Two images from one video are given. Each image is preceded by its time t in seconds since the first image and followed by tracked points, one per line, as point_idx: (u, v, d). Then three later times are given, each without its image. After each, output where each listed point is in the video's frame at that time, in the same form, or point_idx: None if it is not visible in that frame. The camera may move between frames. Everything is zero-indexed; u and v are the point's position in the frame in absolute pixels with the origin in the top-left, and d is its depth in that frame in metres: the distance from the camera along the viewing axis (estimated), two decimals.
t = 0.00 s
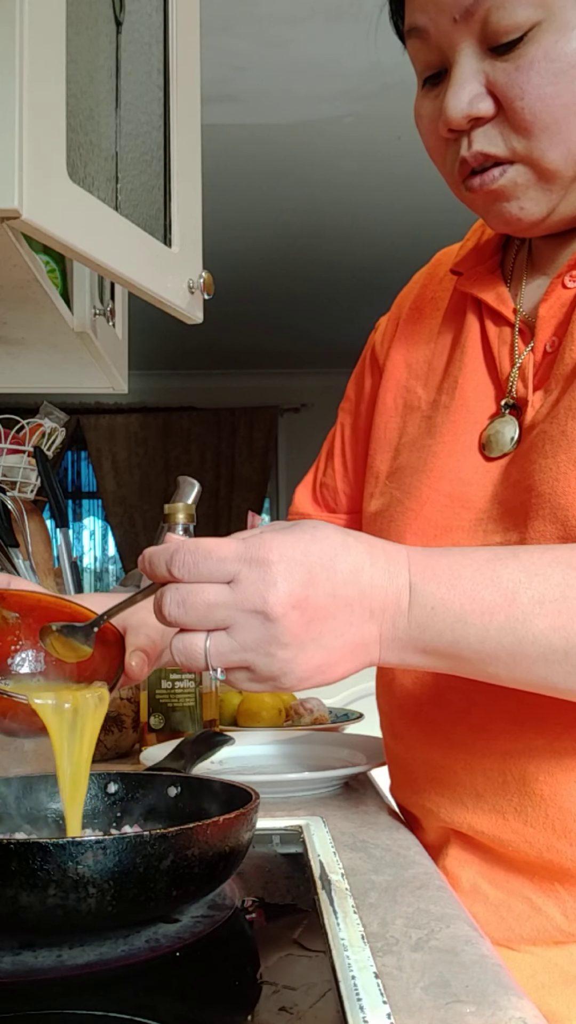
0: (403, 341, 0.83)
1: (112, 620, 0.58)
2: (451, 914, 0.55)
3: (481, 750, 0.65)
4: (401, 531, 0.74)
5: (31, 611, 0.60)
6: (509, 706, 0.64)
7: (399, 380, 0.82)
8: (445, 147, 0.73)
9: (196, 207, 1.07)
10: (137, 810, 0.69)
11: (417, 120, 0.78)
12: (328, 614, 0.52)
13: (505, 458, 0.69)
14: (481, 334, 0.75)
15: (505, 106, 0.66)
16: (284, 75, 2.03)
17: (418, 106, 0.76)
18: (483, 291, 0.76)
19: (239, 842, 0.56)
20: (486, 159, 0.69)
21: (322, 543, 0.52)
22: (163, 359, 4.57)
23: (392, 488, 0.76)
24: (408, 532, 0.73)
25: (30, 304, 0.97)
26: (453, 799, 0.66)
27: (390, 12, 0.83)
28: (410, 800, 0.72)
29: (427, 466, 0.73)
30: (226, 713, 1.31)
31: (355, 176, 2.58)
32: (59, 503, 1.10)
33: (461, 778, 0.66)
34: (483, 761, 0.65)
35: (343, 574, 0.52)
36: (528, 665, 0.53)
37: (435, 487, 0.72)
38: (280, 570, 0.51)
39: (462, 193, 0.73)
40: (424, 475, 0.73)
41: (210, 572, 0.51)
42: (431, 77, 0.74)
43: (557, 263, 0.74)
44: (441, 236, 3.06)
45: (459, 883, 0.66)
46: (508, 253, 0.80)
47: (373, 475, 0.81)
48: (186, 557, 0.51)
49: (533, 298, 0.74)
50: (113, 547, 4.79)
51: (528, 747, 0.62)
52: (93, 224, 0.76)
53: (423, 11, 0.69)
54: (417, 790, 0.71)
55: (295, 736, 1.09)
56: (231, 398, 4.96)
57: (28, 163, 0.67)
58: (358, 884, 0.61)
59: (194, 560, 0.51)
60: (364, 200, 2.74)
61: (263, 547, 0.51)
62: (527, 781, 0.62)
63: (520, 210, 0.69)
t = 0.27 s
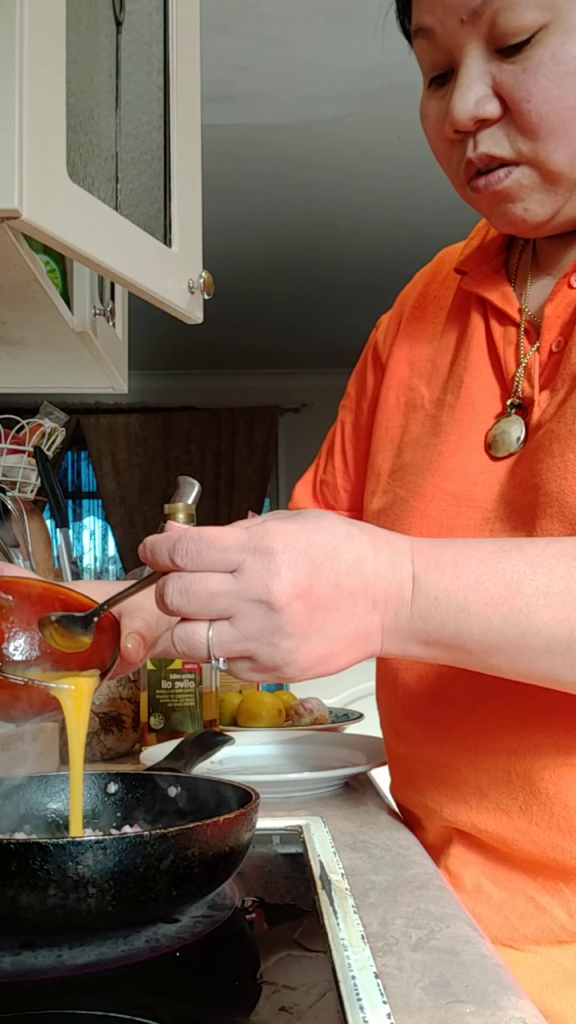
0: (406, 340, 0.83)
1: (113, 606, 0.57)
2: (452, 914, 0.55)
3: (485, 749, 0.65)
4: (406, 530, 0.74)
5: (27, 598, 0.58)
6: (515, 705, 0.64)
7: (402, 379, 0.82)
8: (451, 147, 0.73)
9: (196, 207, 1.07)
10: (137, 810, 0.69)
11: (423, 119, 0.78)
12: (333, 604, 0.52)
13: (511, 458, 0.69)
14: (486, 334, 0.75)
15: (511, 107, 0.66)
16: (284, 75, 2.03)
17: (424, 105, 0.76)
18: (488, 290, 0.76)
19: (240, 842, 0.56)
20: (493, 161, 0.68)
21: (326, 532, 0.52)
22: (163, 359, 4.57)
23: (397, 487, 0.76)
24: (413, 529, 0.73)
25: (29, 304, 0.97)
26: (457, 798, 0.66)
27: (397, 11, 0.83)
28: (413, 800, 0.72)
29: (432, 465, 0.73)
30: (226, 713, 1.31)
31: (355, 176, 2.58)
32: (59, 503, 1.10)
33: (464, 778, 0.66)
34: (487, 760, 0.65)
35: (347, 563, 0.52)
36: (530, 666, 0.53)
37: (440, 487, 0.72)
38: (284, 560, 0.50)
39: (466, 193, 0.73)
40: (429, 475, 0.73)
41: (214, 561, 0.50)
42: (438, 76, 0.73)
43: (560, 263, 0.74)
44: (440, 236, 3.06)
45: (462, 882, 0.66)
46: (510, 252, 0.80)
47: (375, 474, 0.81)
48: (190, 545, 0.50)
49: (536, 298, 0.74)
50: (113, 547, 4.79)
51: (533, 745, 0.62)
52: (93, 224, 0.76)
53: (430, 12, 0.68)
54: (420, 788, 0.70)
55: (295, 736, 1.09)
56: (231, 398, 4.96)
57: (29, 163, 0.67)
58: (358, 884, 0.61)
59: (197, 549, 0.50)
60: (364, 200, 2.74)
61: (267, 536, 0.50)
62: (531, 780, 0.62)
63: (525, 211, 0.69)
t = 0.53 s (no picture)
0: (405, 340, 0.83)
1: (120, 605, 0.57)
2: (452, 914, 0.55)
3: (486, 749, 0.65)
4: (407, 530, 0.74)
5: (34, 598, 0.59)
6: (516, 705, 0.64)
7: (401, 378, 0.82)
8: (451, 149, 0.73)
9: (196, 207, 1.07)
10: (137, 810, 0.69)
11: (423, 121, 0.78)
12: (341, 604, 0.52)
13: (513, 458, 0.69)
14: (487, 334, 0.75)
15: (511, 109, 0.66)
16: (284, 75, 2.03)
17: (425, 107, 0.76)
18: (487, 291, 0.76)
19: (240, 842, 0.56)
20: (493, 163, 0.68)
21: (335, 532, 0.52)
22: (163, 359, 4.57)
23: (398, 486, 0.76)
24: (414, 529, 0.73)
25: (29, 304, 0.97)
26: (459, 798, 0.66)
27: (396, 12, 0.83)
28: (414, 800, 0.72)
29: (433, 465, 0.73)
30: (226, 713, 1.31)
31: (355, 176, 2.58)
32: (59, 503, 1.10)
33: (466, 777, 0.66)
34: (488, 759, 0.65)
35: (356, 563, 0.52)
36: (530, 666, 0.53)
37: (441, 486, 0.72)
38: (294, 560, 0.50)
39: (467, 194, 0.73)
40: (431, 475, 0.73)
41: (222, 561, 0.50)
42: (439, 78, 0.74)
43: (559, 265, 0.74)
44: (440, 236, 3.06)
45: (463, 882, 0.66)
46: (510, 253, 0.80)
47: (374, 474, 0.81)
48: (199, 544, 0.50)
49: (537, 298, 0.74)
50: (113, 547, 4.79)
51: (536, 745, 0.62)
52: (93, 224, 0.76)
53: (431, 13, 0.68)
54: (421, 788, 0.70)
55: (295, 736, 1.09)
56: (231, 398, 4.96)
57: (29, 164, 0.67)
58: (358, 884, 0.61)
59: (205, 549, 0.50)
60: (365, 200, 2.74)
61: (277, 535, 0.50)
62: (534, 780, 0.62)
63: (524, 213, 0.69)
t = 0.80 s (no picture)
0: (402, 340, 0.83)
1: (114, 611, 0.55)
2: (452, 914, 0.55)
3: (486, 749, 0.65)
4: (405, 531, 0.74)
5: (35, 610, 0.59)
6: (515, 706, 0.64)
7: (398, 378, 0.82)
8: (448, 149, 0.73)
9: (196, 207, 1.07)
10: (137, 809, 0.69)
11: (419, 121, 0.78)
12: (355, 605, 0.51)
13: (512, 458, 0.69)
14: (484, 334, 0.76)
15: (509, 109, 0.66)
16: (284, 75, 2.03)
17: (422, 107, 0.76)
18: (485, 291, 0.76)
19: (239, 842, 0.56)
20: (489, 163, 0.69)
21: (348, 531, 0.51)
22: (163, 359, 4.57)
23: (396, 486, 0.76)
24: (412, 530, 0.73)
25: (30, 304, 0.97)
26: (458, 799, 0.66)
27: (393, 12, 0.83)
28: (413, 800, 0.72)
29: (432, 466, 0.73)
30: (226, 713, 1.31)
31: (355, 176, 2.58)
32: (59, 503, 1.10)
33: (465, 778, 0.66)
34: (488, 760, 0.65)
35: (368, 563, 0.51)
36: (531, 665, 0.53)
37: (440, 487, 0.72)
38: (308, 560, 0.49)
39: (463, 195, 0.73)
40: (428, 475, 0.73)
41: (234, 561, 0.49)
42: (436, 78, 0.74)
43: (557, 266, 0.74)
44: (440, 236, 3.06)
45: (463, 882, 0.66)
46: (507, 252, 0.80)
47: (371, 474, 0.80)
48: (210, 544, 0.49)
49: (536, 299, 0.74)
50: (113, 547, 4.79)
51: (536, 746, 0.62)
52: (93, 224, 0.76)
53: (428, 12, 0.68)
54: (421, 789, 0.71)
55: (295, 737, 1.09)
56: (231, 398, 4.96)
57: (29, 164, 0.67)
58: (358, 884, 0.61)
59: (216, 548, 0.49)
60: (365, 200, 2.74)
61: (290, 535, 0.49)
62: (533, 781, 0.62)
63: (521, 213, 0.69)
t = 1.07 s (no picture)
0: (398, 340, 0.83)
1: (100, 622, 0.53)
2: (452, 914, 0.55)
3: (487, 754, 0.65)
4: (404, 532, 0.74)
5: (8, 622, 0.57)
6: (516, 710, 0.64)
7: (396, 379, 0.81)
8: (446, 147, 0.73)
9: (196, 207, 1.07)
10: (137, 809, 0.69)
11: (417, 118, 0.78)
12: (350, 609, 0.50)
13: (512, 459, 0.69)
14: (482, 335, 0.76)
15: (509, 106, 0.66)
16: (285, 75, 2.03)
17: (420, 104, 0.76)
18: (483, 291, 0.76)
19: (240, 842, 0.56)
20: (488, 161, 0.68)
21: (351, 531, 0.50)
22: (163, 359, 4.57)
23: (394, 488, 0.76)
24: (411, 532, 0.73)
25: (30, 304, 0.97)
26: (460, 803, 0.66)
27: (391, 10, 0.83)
28: (413, 803, 0.72)
29: (431, 467, 0.73)
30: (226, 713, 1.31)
31: (355, 176, 2.58)
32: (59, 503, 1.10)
33: (468, 783, 0.66)
34: (491, 764, 0.65)
35: (363, 567, 0.50)
36: (531, 665, 0.53)
37: (439, 490, 0.72)
38: (301, 565, 0.48)
39: (462, 193, 0.73)
40: (428, 477, 0.73)
41: (226, 566, 0.47)
42: (435, 75, 0.73)
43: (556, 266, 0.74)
44: (440, 236, 3.06)
45: (465, 885, 0.66)
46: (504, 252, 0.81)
47: (367, 475, 0.80)
48: (200, 549, 0.47)
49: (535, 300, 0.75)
50: (113, 547, 4.80)
51: (538, 750, 0.62)
52: (93, 224, 0.76)
53: (427, 9, 0.68)
54: (421, 792, 0.70)
55: (295, 737, 1.09)
56: (231, 398, 4.96)
57: (29, 163, 0.67)
58: (358, 884, 0.61)
59: (207, 552, 0.47)
60: (364, 200, 2.74)
61: (284, 539, 0.47)
62: (537, 784, 0.62)
63: (520, 211, 0.69)
